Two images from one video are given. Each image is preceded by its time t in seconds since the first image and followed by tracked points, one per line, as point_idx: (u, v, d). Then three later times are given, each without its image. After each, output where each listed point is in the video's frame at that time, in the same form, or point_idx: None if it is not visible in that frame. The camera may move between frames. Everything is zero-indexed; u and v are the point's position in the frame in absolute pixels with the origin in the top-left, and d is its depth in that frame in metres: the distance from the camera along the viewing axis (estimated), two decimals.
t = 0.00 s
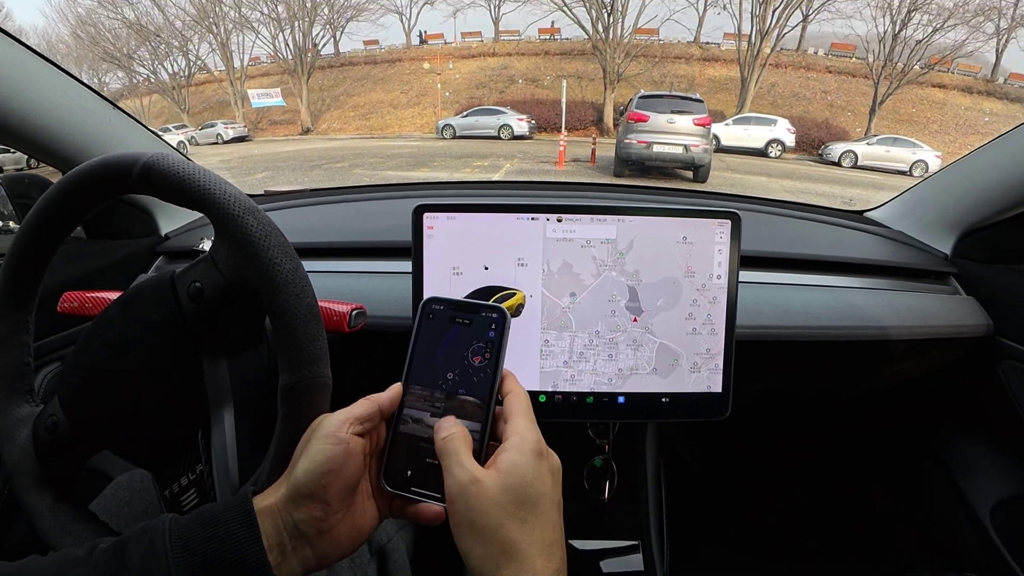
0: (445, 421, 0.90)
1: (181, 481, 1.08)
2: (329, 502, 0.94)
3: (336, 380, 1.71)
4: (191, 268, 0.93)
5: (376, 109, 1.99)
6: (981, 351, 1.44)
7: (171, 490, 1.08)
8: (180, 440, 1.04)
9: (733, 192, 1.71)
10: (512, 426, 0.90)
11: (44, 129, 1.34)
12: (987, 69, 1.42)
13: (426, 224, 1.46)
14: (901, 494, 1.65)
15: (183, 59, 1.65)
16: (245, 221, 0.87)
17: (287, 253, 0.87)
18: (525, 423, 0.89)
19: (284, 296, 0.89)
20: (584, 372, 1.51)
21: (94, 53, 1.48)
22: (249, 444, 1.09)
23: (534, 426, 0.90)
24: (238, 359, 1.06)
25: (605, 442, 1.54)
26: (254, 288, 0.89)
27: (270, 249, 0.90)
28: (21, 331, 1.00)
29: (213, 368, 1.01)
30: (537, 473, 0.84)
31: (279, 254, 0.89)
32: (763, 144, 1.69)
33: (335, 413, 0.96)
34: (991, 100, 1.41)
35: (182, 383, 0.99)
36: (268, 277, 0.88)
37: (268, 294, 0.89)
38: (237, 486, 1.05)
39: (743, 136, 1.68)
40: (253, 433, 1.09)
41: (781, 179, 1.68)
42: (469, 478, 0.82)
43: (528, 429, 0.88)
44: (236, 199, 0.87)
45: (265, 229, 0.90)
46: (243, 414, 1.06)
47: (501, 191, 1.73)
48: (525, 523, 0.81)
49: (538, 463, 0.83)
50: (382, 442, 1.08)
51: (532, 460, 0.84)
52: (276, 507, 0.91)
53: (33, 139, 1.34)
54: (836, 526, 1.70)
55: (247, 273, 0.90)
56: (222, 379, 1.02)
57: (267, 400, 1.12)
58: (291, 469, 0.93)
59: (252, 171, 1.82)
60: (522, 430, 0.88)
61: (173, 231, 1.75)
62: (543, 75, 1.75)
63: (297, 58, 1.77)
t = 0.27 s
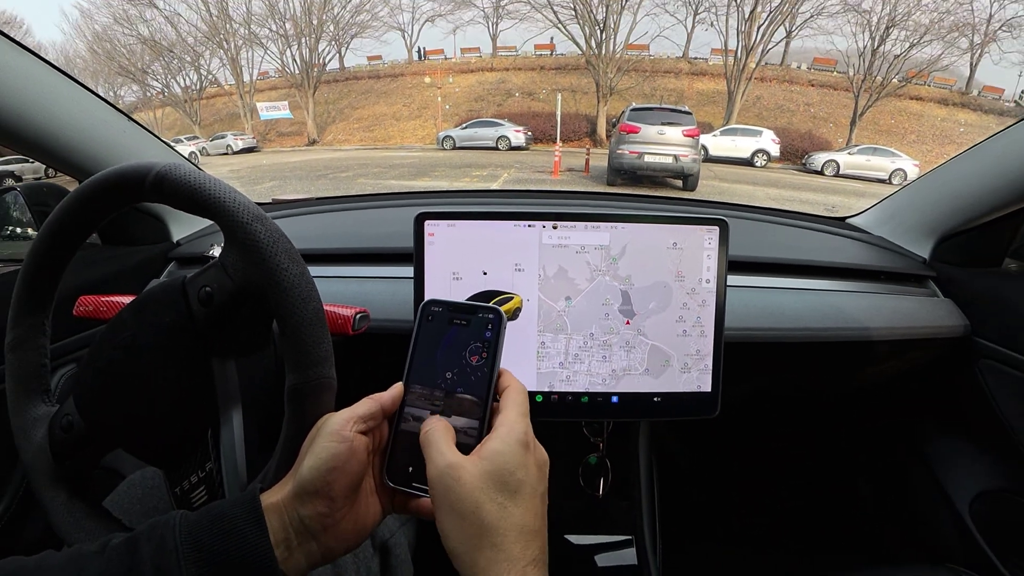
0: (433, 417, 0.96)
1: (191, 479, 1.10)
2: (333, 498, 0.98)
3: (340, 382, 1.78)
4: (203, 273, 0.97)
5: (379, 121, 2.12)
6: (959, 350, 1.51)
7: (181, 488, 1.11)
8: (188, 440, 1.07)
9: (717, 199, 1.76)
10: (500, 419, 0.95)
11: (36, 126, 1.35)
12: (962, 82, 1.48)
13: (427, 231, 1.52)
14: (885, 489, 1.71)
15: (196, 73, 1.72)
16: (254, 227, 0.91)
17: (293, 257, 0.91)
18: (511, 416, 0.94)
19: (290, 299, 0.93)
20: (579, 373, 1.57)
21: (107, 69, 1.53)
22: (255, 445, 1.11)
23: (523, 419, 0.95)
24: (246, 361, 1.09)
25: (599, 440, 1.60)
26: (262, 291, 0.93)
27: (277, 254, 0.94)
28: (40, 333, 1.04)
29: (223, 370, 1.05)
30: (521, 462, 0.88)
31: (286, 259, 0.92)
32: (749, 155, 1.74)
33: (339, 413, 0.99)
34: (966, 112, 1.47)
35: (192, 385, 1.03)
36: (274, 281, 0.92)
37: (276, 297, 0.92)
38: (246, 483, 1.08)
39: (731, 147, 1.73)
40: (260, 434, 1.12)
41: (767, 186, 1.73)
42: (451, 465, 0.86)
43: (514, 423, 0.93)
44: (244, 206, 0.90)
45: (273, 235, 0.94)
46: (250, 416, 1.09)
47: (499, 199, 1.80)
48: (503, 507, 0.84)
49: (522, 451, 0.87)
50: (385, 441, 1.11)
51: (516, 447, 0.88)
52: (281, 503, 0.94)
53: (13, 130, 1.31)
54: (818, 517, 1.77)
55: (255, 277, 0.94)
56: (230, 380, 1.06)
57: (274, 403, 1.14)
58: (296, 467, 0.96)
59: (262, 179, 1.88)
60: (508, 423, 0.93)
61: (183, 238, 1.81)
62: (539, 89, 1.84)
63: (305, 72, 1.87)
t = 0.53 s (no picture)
0: (439, 460, 0.94)
1: (200, 476, 1.19)
2: (338, 496, 0.96)
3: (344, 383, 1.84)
4: (212, 279, 1.02)
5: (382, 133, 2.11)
6: (938, 351, 1.58)
7: (189, 484, 1.19)
8: (198, 440, 1.14)
9: (706, 206, 1.87)
10: (500, 432, 0.98)
11: (63, 147, 1.43)
12: (938, 95, 1.58)
13: (428, 238, 1.58)
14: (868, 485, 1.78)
15: (207, 87, 1.81)
16: (262, 234, 0.95)
17: (299, 263, 0.96)
18: (510, 430, 0.98)
19: (297, 303, 0.97)
20: (575, 374, 1.64)
21: (122, 81, 1.60)
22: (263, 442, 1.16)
23: (521, 429, 1.00)
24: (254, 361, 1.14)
25: (593, 438, 1.67)
26: (270, 296, 0.98)
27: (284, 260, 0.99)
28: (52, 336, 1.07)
29: (231, 372, 1.12)
30: (530, 470, 0.92)
31: (293, 265, 0.97)
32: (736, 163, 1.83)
33: (344, 413, 0.98)
34: (943, 122, 1.57)
35: (203, 386, 1.09)
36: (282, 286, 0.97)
37: (285, 300, 0.97)
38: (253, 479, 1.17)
39: (718, 156, 1.81)
40: (266, 430, 1.20)
41: (753, 195, 1.82)
42: (468, 493, 0.88)
43: (514, 436, 0.97)
44: (254, 214, 0.94)
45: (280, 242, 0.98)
46: (256, 415, 1.16)
47: (497, 207, 1.87)
48: (524, 519, 0.88)
49: (529, 461, 0.92)
50: (388, 439, 1.11)
51: (524, 459, 0.93)
52: (288, 501, 0.93)
53: (41, 150, 1.40)
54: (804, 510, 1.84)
55: (263, 282, 0.99)
56: (238, 381, 1.13)
57: (278, 403, 1.22)
58: (301, 466, 0.95)
59: (269, 189, 1.97)
60: (509, 437, 0.96)
61: (195, 243, 1.90)
62: (535, 102, 1.92)
63: (310, 85, 1.93)
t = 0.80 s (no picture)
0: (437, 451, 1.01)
1: (209, 475, 1.17)
2: (342, 493, 0.99)
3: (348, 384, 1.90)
4: (220, 282, 1.04)
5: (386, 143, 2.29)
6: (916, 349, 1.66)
7: (199, 483, 1.17)
8: (204, 439, 1.12)
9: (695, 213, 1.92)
10: (498, 432, 1.02)
11: (93, 163, 1.53)
12: (917, 105, 1.63)
13: (429, 244, 1.65)
14: (849, 476, 1.85)
15: (217, 99, 1.87)
16: (270, 240, 0.98)
17: (306, 269, 0.99)
18: (507, 430, 1.02)
19: (305, 306, 1.00)
20: (570, 374, 1.70)
21: (136, 95, 1.65)
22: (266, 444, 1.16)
23: (517, 429, 1.04)
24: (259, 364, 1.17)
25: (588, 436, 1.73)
26: (278, 300, 1.00)
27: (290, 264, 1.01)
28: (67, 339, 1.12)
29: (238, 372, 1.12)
30: (526, 470, 0.96)
31: (300, 270, 1.00)
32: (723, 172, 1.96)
33: (348, 412, 1.02)
34: (921, 132, 1.61)
35: (210, 386, 1.09)
36: (289, 289, 0.99)
37: (288, 302, 0.99)
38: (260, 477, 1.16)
39: (706, 165, 1.95)
40: (272, 427, 1.21)
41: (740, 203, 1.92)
42: (468, 491, 0.92)
43: (512, 436, 1.01)
44: (259, 220, 0.97)
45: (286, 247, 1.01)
46: (262, 415, 1.17)
47: (495, 214, 1.94)
48: (520, 517, 0.91)
49: (525, 461, 0.96)
50: (391, 440, 1.14)
51: (520, 458, 0.97)
52: (294, 498, 0.95)
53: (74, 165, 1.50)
54: (789, 502, 1.94)
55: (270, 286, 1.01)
56: (246, 382, 1.13)
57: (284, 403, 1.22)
58: (307, 464, 0.97)
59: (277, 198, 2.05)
60: (507, 437, 1.00)
61: (205, 249, 1.96)
62: (533, 114, 2.06)
63: (316, 98, 2.08)
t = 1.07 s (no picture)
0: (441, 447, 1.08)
1: (218, 471, 1.26)
2: (345, 490, 1.03)
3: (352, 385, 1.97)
4: (230, 287, 1.10)
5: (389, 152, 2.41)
6: (898, 349, 1.74)
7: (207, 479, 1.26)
8: (213, 438, 1.20)
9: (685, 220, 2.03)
10: (494, 431, 1.06)
11: (98, 165, 1.56)
12: (897, 116, 1.71)
13: (431, 250, 1.71)
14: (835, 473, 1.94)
15: (227, 111, 1.95)
16: (277, 246, 1.03)
17: (311, 273, 1.04)
18: (505, 430, 1.07)
19: (310, 309, 1.05)
20: (567, 375, 1.77)
21: (149, 106, 1.73)
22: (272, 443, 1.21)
23: (514, 428, 1.08)
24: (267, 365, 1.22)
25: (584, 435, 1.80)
26: (284, 303, 1.05)
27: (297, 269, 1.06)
28: (80, 340, 1.16)
29: (247, 374, 1.18)
30: (520, 468, 0.99)
31: (305, 275, 1.05)
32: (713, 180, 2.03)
33: (352, 413, 1.06)
34: (902, 141, 1.69)
35: (220, 386, 1.16)
36: (295, 293, 1.04)
37: (295, 306, 1.04)
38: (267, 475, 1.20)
39: (695, 172, 2.04)
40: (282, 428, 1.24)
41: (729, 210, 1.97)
42: (463, 486, 0.97)
43: (508, 435, 1.05)
44: (268, 227, 1.02)
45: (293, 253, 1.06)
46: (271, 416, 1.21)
47: (494, 221, 2.02)
48: (513, 512, 0.94)
49: (519, 459, 0.99)
50: (393, 439, 1.18)
51: (514, 456, 1.01)
52: (300, 495, 0.99)
53: (80, 169, 1.53)
54: (778, 500, 2.00)
55: (277, 290, 1.06)
56: (254, 383, 1.19)
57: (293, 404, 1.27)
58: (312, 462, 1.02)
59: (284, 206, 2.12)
60: (503, 436, 1.05)
61: (215, 254, 2.04)
62: (528, 124, 2.12)
63: (322, 110, 2.15)
